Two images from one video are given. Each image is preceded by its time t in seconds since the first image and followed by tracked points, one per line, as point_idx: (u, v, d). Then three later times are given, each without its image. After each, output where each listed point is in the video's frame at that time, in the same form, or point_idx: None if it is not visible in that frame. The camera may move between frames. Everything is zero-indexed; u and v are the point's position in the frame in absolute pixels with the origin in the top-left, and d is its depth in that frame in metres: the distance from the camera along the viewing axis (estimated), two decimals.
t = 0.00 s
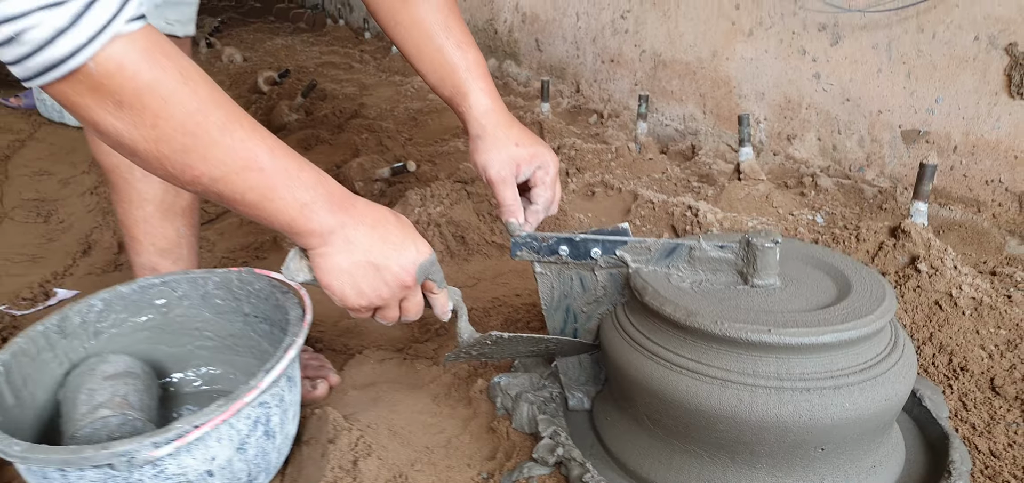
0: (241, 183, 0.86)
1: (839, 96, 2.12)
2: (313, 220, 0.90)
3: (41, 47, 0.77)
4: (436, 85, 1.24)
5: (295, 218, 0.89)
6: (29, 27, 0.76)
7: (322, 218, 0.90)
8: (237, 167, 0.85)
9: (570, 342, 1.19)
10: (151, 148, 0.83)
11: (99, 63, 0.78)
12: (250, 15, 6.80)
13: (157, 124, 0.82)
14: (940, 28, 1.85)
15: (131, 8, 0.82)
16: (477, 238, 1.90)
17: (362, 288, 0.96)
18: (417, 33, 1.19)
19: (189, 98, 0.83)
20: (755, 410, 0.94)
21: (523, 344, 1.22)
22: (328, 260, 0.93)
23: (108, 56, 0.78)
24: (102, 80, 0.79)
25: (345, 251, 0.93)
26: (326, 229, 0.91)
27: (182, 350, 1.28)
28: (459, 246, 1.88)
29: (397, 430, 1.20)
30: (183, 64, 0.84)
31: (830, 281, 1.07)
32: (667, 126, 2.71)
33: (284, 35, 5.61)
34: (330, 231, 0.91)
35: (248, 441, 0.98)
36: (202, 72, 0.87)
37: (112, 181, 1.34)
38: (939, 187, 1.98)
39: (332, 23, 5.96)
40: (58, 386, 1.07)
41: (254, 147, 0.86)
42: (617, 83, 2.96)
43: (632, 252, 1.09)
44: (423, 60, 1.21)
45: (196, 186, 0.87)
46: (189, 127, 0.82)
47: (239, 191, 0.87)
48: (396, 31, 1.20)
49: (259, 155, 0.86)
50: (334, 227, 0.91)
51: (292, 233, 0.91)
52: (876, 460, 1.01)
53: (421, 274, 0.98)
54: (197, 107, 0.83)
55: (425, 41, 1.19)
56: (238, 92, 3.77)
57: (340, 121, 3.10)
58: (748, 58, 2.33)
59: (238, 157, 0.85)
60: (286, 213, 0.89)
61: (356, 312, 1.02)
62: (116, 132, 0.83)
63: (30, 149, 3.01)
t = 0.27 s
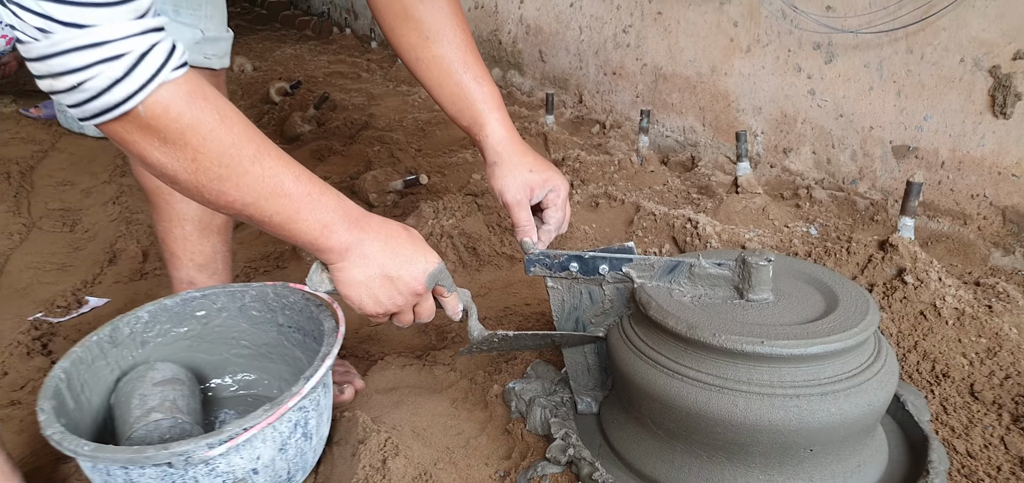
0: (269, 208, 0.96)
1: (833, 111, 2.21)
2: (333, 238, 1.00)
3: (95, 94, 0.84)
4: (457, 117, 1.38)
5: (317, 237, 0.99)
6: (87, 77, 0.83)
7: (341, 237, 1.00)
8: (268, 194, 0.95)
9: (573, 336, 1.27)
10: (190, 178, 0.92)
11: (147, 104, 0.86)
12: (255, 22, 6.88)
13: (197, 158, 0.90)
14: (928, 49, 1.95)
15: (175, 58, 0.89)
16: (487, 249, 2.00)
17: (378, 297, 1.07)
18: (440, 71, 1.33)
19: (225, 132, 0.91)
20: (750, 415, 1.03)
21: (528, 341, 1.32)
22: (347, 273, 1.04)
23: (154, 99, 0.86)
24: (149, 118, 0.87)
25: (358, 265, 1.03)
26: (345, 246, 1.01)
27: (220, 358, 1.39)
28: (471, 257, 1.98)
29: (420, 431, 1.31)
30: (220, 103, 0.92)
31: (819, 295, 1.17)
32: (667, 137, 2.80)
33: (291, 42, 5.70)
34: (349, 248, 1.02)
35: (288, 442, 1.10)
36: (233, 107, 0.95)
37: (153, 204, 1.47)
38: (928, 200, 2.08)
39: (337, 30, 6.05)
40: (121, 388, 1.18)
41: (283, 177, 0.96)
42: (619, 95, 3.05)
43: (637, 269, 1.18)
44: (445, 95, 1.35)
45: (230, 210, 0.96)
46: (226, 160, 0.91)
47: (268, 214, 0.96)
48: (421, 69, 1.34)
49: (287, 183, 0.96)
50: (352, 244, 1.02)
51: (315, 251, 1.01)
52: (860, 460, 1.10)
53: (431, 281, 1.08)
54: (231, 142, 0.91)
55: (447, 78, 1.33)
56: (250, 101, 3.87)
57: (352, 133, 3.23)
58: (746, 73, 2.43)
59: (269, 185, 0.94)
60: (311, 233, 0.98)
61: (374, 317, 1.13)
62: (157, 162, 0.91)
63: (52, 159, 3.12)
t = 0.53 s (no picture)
0: (273, 228, 1.01)
1: (828, 120, 2.29)
2: (333, 254, 1.04)
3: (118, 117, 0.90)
4: (470, 130, 1.46)
5: (319, 253, 1.03)
6: (110, 102, 0.89)
7: (341, 251, 1.04)
8: (272, 215, 0.99)
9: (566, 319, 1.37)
10: (202, 198, 0.97)
11: (160, 129, 0.91)
12: (261, 25, 6.96)
13: (207, 180, 0.95)
14: (920, 61, 2.03)
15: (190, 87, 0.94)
16: (495, 252, 2.08)
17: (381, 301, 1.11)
18: (455, 88, 1.41)
19: (231, 156, 0.96)
20: (745, 409, 1.11)
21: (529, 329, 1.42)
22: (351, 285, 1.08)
23: (169, 123, 0.92)
24: (163, 144, 0.92)
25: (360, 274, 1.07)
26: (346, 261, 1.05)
27: (247, 355, 1.50)
28: (479, 259, 2.06)
29: (435, 424, 1.41)
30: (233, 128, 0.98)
31: (811, 298, 1.24)
32: (668, 143, 2.88)
33: (297, 47, 5.79)
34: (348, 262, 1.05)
35: (316, 433, 1.22)
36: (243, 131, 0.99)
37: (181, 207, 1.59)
38: (920, 206, 2.15)
39: (342, 34, 6.13)
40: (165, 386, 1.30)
41: (287, 198, 1.00)
42: (621, 101, 3.13)
43: (640, 273, 1.27)
44: (458, 108, 1.42)
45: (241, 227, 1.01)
46: (233, 183, 0.96)
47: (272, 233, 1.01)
48: (437, 86, 1.41)
49: (291, 204, 1.00)
50: (353, 258, 1.05)
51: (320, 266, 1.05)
52: (848, 452, 1.18)
53: (433, 286, 1.11)
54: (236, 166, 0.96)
55: (461, 93, 1.40)
56: (260, 106, 3.96)
57: (361, 138, 3.32)
58: (745, 82, 2.50)
59: (273, 206, 0.98)
60: (313, 251, 1.03)
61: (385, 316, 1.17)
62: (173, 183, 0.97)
63: (69, 162, 3.21)
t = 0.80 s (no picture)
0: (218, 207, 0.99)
1: (845, 121, 2.33)
2: (274, 233, 1.01)
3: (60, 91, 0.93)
4: (496, 124, 1.52)
5: (262, 232, 1.00)
6: (53, 72, 0.93)
7: (288, 229, 1.01)
8: (214, 195, 0.98)
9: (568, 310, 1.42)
10: (146, 175, 0.98)
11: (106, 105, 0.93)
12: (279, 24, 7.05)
13: (147, 157, 0.96)
14: (938, 64, 2.06)
15: (140, 68, 0.95)
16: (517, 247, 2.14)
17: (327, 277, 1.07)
18: (483, 83, 1.47)
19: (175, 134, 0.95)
20: (763, 395, 1.16)
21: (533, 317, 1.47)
22: (304, 269, 1.05)
23: (111, 103, 0.94)
24: (106, 121, 0.94)
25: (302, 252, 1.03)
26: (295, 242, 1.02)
27: (285, 341, 1.63)
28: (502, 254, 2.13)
29: (464, 407, 1.49)
30: (178, 103, 0.98)
31: (828, 291, 1.29)
32: (686, 143, 2.92)
33: (316, 46, 5.87)
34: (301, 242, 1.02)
35: (353, 411, 1.35)
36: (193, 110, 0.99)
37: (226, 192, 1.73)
38: (935, 206, 2.19)
39: (361, 34, 6.21)
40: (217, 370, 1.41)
41: (229, 175, 0.98)
42: (639, 101, 3.17)
43: (662, 266, 1.33)
44: (486, 103, 1.49)
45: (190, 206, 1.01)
46: (178, 161, 0.96)
47: (215, 211, 0.99)
48: (466, 81, 1.48)
49: (230, 179, 0.98)
50: (302, 240, 1.02)
51: (269, 248, 1.02)
52: (862, 439, 1.23)
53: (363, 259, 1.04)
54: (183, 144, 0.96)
55: (489, 89, 1.47)
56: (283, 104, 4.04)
57: (382, 136, 3.40)
58: (763, 83, 2.54)
59: (215, 186, 0.97)
60: (259, 229, 1.00)
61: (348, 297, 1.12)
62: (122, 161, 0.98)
63: (100, 158, 3.30)
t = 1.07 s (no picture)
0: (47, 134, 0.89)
1: (889, 125, 2.33)
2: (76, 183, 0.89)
3: None
4: (495, 119, 1.58)
5: (76, 181, 0.89)
6: None
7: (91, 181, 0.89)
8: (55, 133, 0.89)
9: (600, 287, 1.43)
10: None
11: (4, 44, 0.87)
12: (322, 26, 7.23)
13: None
14: (984, 68, 2.06)
15: None
16: (559, 245, 2.20)
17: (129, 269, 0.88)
18: (487, 77, 1.53)
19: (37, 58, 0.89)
20: (805, 391, 1.20)
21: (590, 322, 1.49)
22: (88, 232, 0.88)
23: None
24: None
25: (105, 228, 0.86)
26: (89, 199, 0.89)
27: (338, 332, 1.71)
28: (545, 252, 2.18)
29: (510, 398, 1.54)
30: (50, 41, 0.90)
31: (870, 292, 1.33)
32: (726, 145, 2.94)
33: (358, 48, 6.01)
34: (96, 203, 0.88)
35: (408, 398, 1.42)
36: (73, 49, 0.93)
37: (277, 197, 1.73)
38: (980, 211, 2.18)
39: (403, 36, 6.33)
40: (275, 331, 1.45)
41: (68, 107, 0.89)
42: (679, 103, 3.20)
43: (707, 264, 1.37)
44: (490, 99, 1.55)
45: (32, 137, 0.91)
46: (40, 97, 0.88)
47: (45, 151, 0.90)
48: (472, 72, 1.54)
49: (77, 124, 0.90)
50: (101, 198, 0.88)
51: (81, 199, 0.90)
52: (902, 436, 1.26)
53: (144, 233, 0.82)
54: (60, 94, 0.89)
55: (496, 87, 1.53)
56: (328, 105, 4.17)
57: (425, 136, 3.49)
58: (805, 87, 2.56)
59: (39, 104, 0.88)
60: (71, 175, 0.89)
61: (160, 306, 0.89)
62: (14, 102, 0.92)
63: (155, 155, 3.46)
